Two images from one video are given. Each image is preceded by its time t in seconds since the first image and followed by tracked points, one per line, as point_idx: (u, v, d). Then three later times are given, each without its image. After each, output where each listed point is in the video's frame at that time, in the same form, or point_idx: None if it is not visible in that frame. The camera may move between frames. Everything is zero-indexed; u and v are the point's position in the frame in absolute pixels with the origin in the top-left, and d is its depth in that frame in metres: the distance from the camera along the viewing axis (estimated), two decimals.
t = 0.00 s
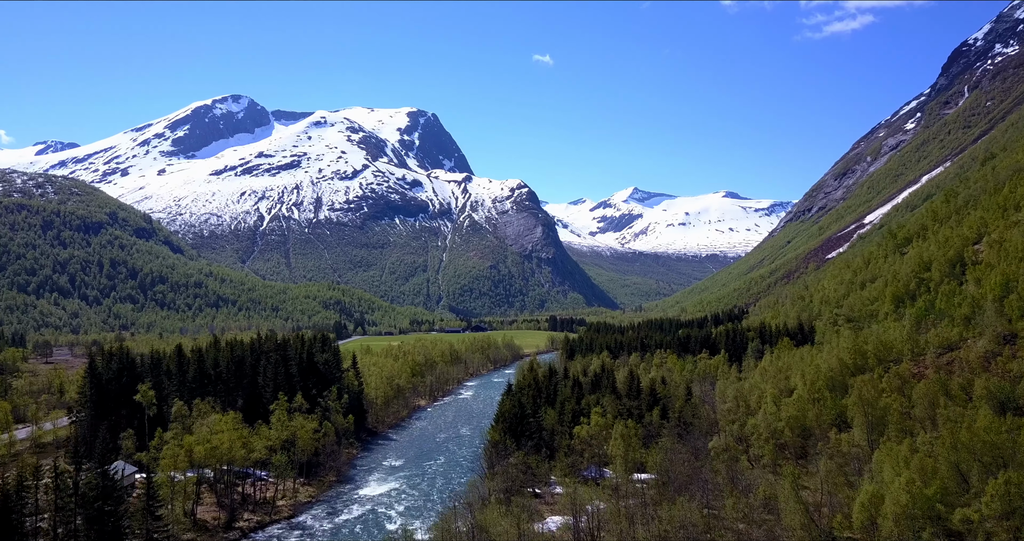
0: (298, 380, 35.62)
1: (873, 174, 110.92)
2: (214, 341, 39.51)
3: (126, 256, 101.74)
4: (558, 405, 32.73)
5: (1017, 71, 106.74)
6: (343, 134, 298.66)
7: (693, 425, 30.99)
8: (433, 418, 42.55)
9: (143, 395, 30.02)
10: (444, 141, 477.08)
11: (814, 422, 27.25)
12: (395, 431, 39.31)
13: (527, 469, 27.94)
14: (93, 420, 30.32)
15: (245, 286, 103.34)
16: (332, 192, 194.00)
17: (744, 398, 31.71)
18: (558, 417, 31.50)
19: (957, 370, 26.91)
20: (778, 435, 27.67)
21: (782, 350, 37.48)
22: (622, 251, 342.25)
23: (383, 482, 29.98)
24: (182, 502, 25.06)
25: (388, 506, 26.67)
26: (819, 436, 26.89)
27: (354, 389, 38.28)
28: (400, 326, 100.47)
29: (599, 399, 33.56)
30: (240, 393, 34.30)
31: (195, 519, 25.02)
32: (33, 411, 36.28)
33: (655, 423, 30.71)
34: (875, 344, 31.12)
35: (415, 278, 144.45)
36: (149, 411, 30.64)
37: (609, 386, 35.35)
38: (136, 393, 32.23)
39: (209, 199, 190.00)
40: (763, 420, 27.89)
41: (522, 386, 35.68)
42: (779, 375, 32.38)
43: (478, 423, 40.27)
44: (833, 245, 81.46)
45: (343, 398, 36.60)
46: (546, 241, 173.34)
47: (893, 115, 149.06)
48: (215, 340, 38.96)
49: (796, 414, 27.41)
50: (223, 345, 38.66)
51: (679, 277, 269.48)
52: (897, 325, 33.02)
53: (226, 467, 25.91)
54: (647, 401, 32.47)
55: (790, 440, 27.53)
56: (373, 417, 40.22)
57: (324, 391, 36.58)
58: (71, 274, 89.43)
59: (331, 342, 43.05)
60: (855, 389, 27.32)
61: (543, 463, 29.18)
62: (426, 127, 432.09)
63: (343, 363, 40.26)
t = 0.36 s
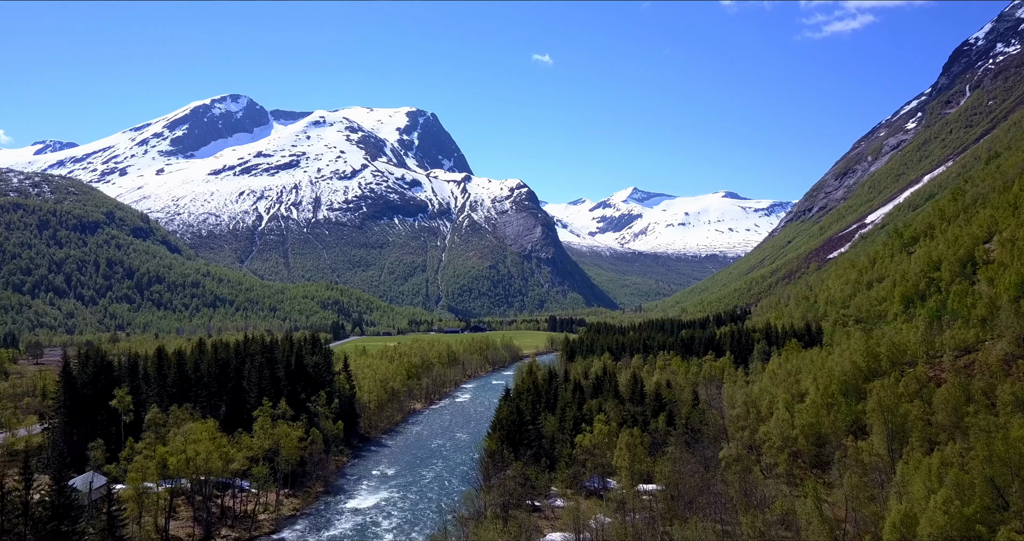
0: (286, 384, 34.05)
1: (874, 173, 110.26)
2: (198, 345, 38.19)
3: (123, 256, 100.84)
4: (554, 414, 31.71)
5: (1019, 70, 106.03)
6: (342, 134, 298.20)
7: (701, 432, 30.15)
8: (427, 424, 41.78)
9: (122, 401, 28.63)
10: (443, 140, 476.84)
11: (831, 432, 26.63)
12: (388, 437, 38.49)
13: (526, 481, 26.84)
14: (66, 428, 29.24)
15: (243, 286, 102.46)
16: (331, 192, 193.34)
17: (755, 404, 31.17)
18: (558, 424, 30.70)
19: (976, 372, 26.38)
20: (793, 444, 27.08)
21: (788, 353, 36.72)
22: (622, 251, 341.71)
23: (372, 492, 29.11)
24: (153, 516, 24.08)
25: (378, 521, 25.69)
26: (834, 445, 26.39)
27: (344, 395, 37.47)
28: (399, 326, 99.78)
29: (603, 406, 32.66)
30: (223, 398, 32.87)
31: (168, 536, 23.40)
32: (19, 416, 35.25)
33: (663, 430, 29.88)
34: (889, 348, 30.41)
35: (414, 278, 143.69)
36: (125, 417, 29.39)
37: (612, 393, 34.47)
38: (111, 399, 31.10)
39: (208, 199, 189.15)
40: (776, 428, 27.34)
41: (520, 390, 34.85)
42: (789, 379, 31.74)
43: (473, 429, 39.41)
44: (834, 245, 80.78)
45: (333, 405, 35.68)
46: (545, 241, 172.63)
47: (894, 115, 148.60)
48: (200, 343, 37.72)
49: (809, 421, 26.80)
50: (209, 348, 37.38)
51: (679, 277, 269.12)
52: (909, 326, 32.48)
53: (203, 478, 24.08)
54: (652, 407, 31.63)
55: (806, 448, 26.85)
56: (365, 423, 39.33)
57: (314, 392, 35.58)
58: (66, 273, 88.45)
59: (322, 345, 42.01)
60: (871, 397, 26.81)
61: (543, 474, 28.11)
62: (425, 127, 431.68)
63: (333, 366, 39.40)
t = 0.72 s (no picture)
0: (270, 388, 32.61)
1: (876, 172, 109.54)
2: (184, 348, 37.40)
3: (120, 256, 99.94)
4: (548, 420, 31.09)
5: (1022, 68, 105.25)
6: (341, 133, 297.54)
7: (708, 440, 29.45)
8: (422, 428, 41.04)
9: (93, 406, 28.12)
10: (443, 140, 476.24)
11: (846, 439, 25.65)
12: (380, 443, 37.77)
13: (525, 495, 25.74)
14: (36, 434, 28.61)
15: (240, 286, 101.56)
16: (330, 191, 192.66)
17: (766, 409, 30.37)
18: (559, 431, 29.90)
19: (998, 376, 25.46)
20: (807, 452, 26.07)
21: (795, 356, 35.89)
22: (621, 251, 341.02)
23: (362, 503, 28.27)
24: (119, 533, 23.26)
25: (367, 534, 24.73)
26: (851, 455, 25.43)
27: (335, 400, 36.77)
28: (397, 326, 99.08)
29: (608, 412, 31.72)
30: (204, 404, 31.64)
31: None
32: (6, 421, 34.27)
33: (670, 438, 29.05)
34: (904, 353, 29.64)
35: (413, 278, 142.98)
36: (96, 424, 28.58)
37: (615, 397, 33.64)
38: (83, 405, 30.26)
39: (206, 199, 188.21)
40: (791, 436, 26.43)
41: (519, 395, 34.29)
42: (796, 384, 30.97)
43: (466, 434, 38.66)
44: (835, 245, 80.03)
45: (323, 410, 35.00)
46: (545, 240, 171.85)
47: (895, 114, 148.04)
48: (184, 347, 36.75)
49: (824, 428, 25.65)
50: (194, 352, 36.42)
51: (679, 277, 268.71)
52: (923, 327, 31.62)
53: (177, 491, 22.95)
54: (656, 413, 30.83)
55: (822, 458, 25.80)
56: (355, 428, 38.63)
57: (302, 395, 34.85)
58: (62, 273, 87.58)
59: (314, 346, 41.27)
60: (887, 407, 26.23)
61: (543, 486, 27.06)
62: (425, 126, 431.44)
63: (324, 369, 38.68)
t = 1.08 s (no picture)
0: (255, 391, 31.52)
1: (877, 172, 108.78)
2: (168, 350, 36.52)
3: (116, 255, 98.90)
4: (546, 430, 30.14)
5: None
6: (340, 132, 296.77)
7: (724, 449, 28.47)
8: (416, 433, 40.13)
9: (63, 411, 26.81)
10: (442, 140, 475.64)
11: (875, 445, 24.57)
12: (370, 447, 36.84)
13: (525, 508, 24.72)
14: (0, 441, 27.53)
15: (237, 286, 100.63)
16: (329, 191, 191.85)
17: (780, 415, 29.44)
18: (560, 439, 28.93)
19: None
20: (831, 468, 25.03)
21: (804, 359, 34.90)
22: (621, 251, 340.22)
23: (351, 513, 27.25)
24: None
25: None
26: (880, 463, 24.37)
27: (324, 406, 35.79)
28: (396, 326, 98.28)
29: (613, 418, 30.76)
30: (183, 410, 30.64)
31: None
32: None
33: (678, 447, 28.03)
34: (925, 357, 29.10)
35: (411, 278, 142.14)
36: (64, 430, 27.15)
37: (619, 404, 32.69)
38: (52, 409, 29.59)
39: (204, 198, 187.12)
40: (815, 442, 25.34)
41: (519, 400, 33.76)
42: (807, 390, 29.86)
43: (459, 440, 37.72)
44: (837, 244, 79.25)
45: (310, 417, 33.91)
46: (544, 240, 171.02)
47: (896, 114, 147.53)
48: (166, 347, 35.76)
49: (850, 432, 24.75)
50: (177, 354, 35.38)
51: (678, 277, 268.19)
52: (936, 329, 30.71)
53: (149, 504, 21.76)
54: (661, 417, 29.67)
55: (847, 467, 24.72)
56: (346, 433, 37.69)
57: (289, 400, 33.95)
58: (58, 273, 86.50)
59: (300, 347, 40.26)
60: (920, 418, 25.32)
61: (543, 500, 25.99)
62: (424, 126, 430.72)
63: (313, 372, 37.85)
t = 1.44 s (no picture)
0: (238, 396, 30.36)
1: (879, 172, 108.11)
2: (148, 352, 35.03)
3: (113, 255, 98.15)
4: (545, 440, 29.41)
5: None
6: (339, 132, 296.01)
7: (735, 458, 27.62)
8: (410, 438, 39.34)
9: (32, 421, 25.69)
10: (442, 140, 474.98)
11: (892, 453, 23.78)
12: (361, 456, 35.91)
13: (523, 524, 23.78)
14: None
15: (235, 286, 99.88)
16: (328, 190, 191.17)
17: (795, 421, 28.62)
18: (562, 448, 28.16)
19: None
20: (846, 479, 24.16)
21: (812, 362, 34.12)
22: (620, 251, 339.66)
23: (342, 525, 26.41)
24: None
25: None
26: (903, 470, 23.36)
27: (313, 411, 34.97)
28: (394, 326, 97.53)
29: (620, 424, 29.99)
30: (160, 417, 29.31)
31: None
32: None
33: (685, 456, 27.26)
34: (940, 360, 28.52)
35: (410, 278, 141.44)
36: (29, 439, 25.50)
37: (624, 411, 31.92)
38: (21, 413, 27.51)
39: (202, 198, 186.50)
40: (831, 452, 24.56)
41: (519, 404, 32.90)
42: (816, 396, 29.01)
43: (453, 446, 36.85)
44: (839, 244, 78.54)
45: (295, 426, 32.97)
46: (544, 240, 171.24)
47: (897, 113, 146.91)
48: (147, 347, 34.27)
49: (868, 438, 23.95)
50: (160, 357, 34.15)
51: (678, 277, 267.73)
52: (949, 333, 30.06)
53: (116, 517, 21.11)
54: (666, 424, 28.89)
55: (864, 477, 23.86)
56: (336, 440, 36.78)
57: (275, 404, 33.13)
58: (53, 273, 85.76)
59: (287, 350, 39.49)
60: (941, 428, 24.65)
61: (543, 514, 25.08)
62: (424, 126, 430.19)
63: (300, 373, 37.36)
